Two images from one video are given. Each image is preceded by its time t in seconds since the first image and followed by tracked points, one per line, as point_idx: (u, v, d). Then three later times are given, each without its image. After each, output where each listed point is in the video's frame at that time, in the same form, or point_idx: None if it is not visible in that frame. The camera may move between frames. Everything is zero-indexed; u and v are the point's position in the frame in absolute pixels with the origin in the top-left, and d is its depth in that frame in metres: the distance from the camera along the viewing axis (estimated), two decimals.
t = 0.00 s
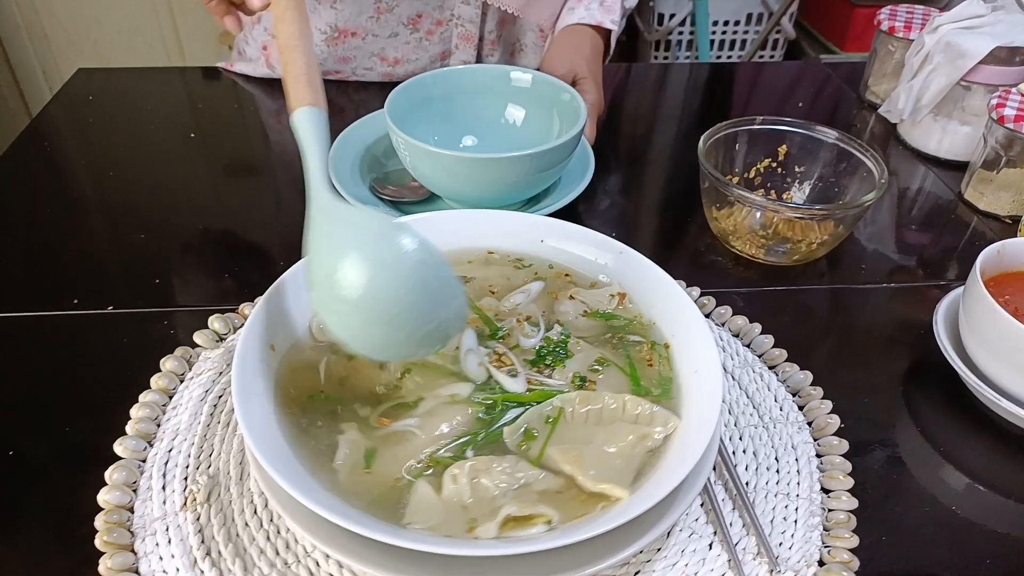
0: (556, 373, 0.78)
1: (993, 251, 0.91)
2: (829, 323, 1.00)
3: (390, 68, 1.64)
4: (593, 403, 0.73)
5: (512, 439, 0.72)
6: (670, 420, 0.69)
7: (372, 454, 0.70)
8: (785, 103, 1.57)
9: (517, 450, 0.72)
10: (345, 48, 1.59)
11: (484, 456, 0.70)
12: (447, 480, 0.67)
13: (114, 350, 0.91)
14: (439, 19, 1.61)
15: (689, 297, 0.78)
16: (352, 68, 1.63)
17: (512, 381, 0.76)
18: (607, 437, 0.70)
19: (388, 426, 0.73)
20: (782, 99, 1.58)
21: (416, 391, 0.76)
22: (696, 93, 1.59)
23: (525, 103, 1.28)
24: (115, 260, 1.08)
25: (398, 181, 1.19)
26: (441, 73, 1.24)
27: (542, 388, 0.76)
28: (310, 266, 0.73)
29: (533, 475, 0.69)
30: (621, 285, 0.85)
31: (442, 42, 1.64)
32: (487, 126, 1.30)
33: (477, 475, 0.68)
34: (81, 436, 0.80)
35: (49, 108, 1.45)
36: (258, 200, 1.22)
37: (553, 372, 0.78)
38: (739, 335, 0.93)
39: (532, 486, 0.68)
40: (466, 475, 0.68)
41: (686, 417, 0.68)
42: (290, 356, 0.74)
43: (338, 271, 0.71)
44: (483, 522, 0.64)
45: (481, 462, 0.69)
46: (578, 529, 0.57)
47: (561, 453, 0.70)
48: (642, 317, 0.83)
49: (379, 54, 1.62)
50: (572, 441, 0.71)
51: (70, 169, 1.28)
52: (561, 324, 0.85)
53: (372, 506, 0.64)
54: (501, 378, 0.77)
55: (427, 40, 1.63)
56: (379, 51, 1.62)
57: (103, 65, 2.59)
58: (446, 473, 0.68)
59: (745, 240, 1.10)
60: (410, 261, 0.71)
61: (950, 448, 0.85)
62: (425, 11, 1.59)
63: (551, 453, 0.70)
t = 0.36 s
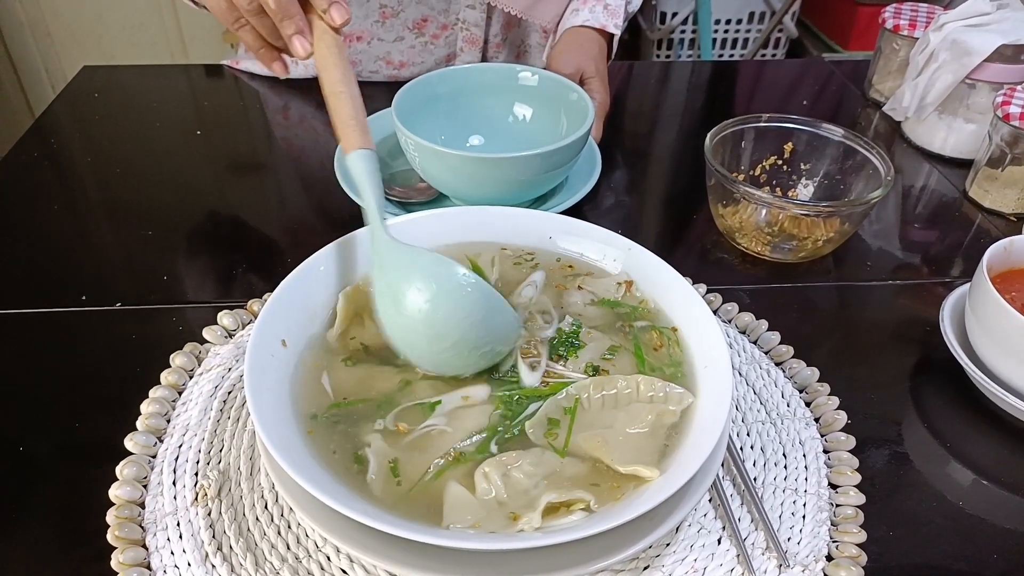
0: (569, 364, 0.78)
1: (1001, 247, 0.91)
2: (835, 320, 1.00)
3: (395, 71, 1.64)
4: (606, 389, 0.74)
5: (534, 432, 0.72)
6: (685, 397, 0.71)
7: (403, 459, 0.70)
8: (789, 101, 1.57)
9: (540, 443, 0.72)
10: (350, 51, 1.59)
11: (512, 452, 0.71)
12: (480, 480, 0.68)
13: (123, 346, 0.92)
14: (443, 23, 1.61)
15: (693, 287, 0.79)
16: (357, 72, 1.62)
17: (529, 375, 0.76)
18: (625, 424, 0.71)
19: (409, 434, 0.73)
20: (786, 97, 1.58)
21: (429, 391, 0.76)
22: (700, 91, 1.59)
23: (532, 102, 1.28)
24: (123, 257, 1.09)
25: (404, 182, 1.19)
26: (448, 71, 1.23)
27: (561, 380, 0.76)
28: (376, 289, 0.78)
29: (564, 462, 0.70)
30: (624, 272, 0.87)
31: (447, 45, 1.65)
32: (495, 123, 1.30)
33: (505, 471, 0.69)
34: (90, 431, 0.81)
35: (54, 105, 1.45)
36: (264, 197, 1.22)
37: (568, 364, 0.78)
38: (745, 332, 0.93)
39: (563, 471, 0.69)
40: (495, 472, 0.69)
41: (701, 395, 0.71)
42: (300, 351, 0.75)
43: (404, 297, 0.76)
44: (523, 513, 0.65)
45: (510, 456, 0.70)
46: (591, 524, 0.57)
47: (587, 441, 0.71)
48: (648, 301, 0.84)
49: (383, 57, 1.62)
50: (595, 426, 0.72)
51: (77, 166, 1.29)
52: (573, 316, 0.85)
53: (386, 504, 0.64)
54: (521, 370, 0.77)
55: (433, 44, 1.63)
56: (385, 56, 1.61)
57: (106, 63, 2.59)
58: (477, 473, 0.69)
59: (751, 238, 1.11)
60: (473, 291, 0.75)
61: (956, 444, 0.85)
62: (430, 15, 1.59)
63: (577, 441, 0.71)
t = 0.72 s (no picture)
0: (558, 363, 0.78)
1: (992, 243, 0.91)
2: (828, 316, 1.00)
3: (389, 71, 1.62)
4: (599, 391, 0.74)
5: (518, 429, 0.73)
6: (677, 403, 0.70)
7: (395, 456, 0.70)
8: (784, 97, 1.57)
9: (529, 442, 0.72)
10: (343, 51, 1.58)
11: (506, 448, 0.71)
12: (477, 478, 0.68)
13: (116, 346, 0.91)
14: (436, 23, 1.61)
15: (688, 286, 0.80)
16: (350, 72, 1.60)
17: (517, 377, 0.76)
18: (612, 423, 0.71)
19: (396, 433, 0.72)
20: (781, 94, 1.58)
21: (416, 391, 0.76)
22: (694, 87, 1.59)
23: (537, 98, 1.28)
24: (116, 256, 1.08)
25: (408, 177, 1.18)
26: (452, 63, 1.23)
27: (549, 379, 0.76)
28: (361, 293, 0.77)
29: (552, 461, 0.70)
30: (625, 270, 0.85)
31: (441, 45, 1.65)
32: (499, 119, 1.30)
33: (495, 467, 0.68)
34: (84, 431, 0.81)
35: (46, 104, 1.44)
36: (258, 195, 1.22)
37: (559, 362, 0.78)
38: (738, 328, 0.93)
39: (553, 471, 0.69)
40: (491, 469, 0.68)
41: (692, 404, 0.69)
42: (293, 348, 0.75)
43: (387, 300, 0.74)
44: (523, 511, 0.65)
45: (505, 453, 0.69)
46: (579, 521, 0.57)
47: (571, 440, 0.71)
48: (645, 303, 0.83)
49: (376, 57, 1.61)
50: (584, 427, 0.72)
51: (69, 165, 1.28)
52: (574, 313, 0.85)
53: (375, 501, 0.64)
54: (510, 371, 0.76)
55: (426, 44, 1.63)
56: (378, 55, 1.60)
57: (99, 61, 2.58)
58: (474, 471, 0.68)
59: (744, 235, 1.11)
60: (458, 306, 0.74)
61: (949, 439, 0.85)
62: (424, 15, 1.60)
63: (562, 439, 0.72)
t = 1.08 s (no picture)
0: (558, 367, 0.79)
1: (989, 243, 0.92)
2: (825, 316, 1.00)
3: (387, 74, 1.63)
4: (602, 393, 0.75)
5: (518, 426, 0.73)
6: (677, 412, 0.69)
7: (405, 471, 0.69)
8: (781, 98, 1.57)
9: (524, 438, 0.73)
10: (341, 54, 1.58)
11: (512, 449, 0.71)
12: (485, 479, 0.68)
13: (114, 347, 0.92)
14: (434, 28, 1.61)
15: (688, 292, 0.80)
16: (349, 75, 1.61)
17: (512, 369, 0.77)
18: (607, 426, 0.71)
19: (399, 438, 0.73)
20: (778, 93, 1.58)
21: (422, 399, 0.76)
22: (692, 88, 1.59)
23: (551, 92, 1.28)
24: (114, 257, 1.09)
25: (419, 176, 1.19)
26: (462, 59, 1.24)
27: (542, 377, 0.77)
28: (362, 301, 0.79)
29: (546, 460, 0.71)
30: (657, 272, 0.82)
31: (439, 49, 1.64)
32: (510, 115, 1.31)
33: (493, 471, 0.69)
34: (82, 432, 0.81)
35: (45, 106, 1.45)
36: (256, 197, 1.22)
37: (557, 366, 0.79)
38: (735, 329, 0.94)
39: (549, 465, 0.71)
40: (497, 472, 0.69)
41: (692, 413, 0.68)
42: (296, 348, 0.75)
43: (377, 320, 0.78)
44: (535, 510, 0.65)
45: (510, 454, 0.70)
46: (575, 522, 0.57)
47: (563, 437, 0.71)
48: (662, 323, 0.80)
49: (375, 60, 1.61)
50: (576, 425, 0.73)
51: (68, 167, 1.28)
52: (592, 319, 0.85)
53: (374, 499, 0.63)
54: (506, 364, 0.78)
55: (423, 47, 1.63)
56: (376, 58, 1.60)
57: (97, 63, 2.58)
58: (481, 474, 0.69)
59: (741, 236, 1.11)
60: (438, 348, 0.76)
61: (946, 439, 0.85)
62: (422, 19, 1.59)
63: (553, 435, 0.72)
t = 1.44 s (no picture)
0: (557, 364, 0.79)
1: (989, 244, 0.92)
2: (826, 316, 1.01)
3: (388, 74, 1.63)
4: (594, 401, 0.74)
5: (507, 425, 0.74)
6: (669, 418, 0.69)
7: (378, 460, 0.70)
8: (782, 98, 1.57)
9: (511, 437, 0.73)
10: (342, 54, 1.59)
11: (493, 447, 0.72)
12: (457, 473, 0.69)
13: (116, 345, 0.92)
14: (435, 28, 1.61)
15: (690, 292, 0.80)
16: (350, 74, 1.62)
17: (507, 377, 0.77)
18: (604, 431, 0.71)
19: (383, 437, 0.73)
20: (777, 94, 1.58)
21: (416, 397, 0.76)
22: (693, 88, 1.59)
23: (553, 100, 1.28)
24: (116, 256, 1.09)
25: (419, 184, 1.19)
26: (463, 63, 1.24)
27: (539, 381, 0.77)
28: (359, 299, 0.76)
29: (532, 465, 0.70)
30: (639, 276, 0.85)
31: (440, 49, 1.64)
32: (512, 119, 1.31)
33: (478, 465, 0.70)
34: (85, 430, 0.81)
35: (46, 105, 1.45)
36: (258, 195, 1.22)
37: (554, 364, 0.79)
38: (736, 328, 0.94)
39: (535, 472, 0.70)
40: (474, 467, 0.69)
41: (685, 416, 0.68)
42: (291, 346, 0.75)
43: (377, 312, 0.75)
44: (497, 510, 0.66)
45: (489, 453, 0.71)
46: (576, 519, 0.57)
47: (556, 444, 0.70)
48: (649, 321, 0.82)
49: (376, 61, 1.61)
50: (570, 432, 0.72)
51: (69, 166, 1.28)
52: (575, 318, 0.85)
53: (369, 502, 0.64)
54: (500, 370, 0.77)
55: (425, 47, 1.63)
56: (377, 58, 1.61)
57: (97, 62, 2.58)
58: (455, 466, 0.70)
59: (742, 235, 1.11)
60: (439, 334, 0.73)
61: (946, 438, 0.86)
62: (422, 19, 1.59)
63: (546, 440, 0.71)
